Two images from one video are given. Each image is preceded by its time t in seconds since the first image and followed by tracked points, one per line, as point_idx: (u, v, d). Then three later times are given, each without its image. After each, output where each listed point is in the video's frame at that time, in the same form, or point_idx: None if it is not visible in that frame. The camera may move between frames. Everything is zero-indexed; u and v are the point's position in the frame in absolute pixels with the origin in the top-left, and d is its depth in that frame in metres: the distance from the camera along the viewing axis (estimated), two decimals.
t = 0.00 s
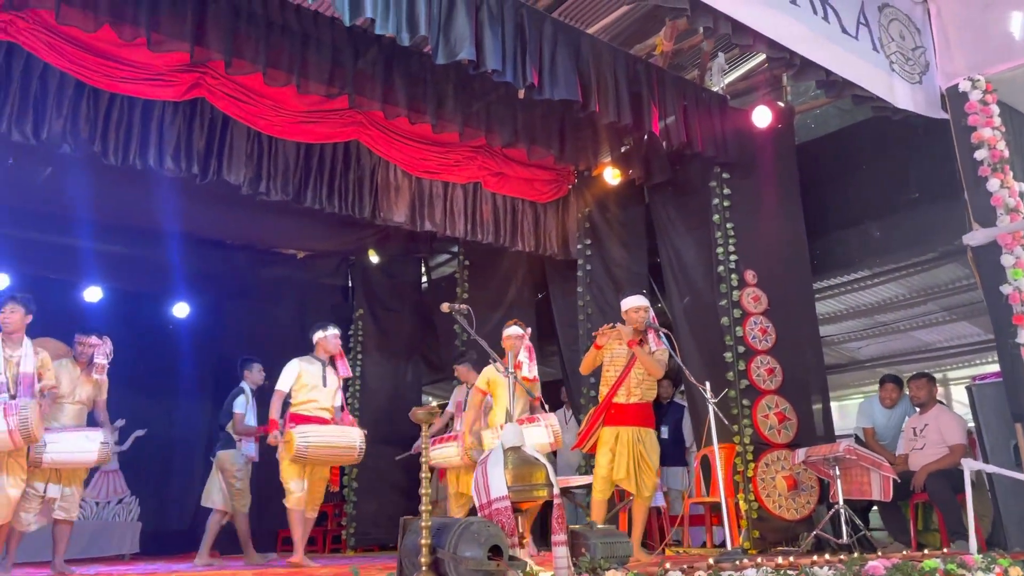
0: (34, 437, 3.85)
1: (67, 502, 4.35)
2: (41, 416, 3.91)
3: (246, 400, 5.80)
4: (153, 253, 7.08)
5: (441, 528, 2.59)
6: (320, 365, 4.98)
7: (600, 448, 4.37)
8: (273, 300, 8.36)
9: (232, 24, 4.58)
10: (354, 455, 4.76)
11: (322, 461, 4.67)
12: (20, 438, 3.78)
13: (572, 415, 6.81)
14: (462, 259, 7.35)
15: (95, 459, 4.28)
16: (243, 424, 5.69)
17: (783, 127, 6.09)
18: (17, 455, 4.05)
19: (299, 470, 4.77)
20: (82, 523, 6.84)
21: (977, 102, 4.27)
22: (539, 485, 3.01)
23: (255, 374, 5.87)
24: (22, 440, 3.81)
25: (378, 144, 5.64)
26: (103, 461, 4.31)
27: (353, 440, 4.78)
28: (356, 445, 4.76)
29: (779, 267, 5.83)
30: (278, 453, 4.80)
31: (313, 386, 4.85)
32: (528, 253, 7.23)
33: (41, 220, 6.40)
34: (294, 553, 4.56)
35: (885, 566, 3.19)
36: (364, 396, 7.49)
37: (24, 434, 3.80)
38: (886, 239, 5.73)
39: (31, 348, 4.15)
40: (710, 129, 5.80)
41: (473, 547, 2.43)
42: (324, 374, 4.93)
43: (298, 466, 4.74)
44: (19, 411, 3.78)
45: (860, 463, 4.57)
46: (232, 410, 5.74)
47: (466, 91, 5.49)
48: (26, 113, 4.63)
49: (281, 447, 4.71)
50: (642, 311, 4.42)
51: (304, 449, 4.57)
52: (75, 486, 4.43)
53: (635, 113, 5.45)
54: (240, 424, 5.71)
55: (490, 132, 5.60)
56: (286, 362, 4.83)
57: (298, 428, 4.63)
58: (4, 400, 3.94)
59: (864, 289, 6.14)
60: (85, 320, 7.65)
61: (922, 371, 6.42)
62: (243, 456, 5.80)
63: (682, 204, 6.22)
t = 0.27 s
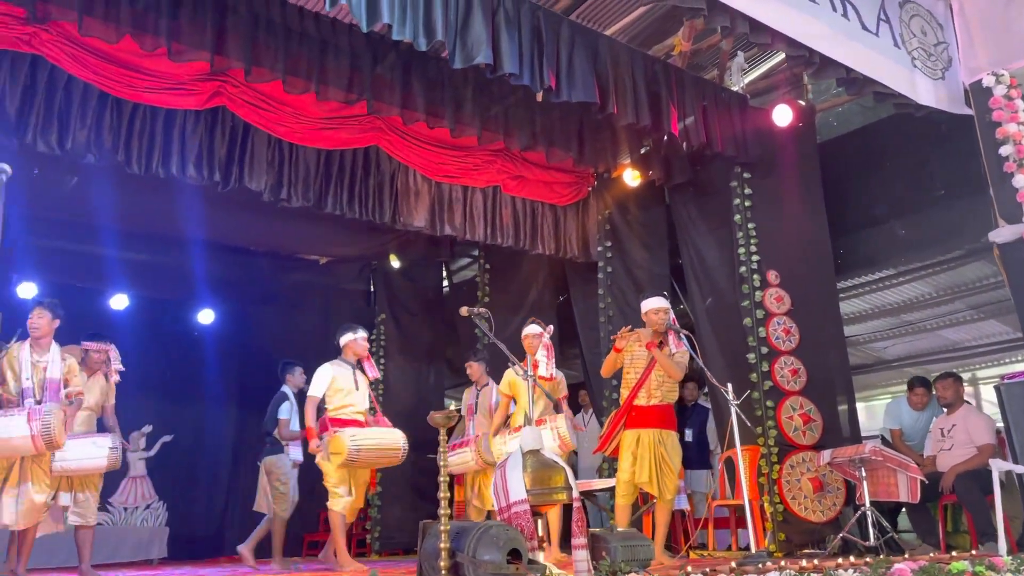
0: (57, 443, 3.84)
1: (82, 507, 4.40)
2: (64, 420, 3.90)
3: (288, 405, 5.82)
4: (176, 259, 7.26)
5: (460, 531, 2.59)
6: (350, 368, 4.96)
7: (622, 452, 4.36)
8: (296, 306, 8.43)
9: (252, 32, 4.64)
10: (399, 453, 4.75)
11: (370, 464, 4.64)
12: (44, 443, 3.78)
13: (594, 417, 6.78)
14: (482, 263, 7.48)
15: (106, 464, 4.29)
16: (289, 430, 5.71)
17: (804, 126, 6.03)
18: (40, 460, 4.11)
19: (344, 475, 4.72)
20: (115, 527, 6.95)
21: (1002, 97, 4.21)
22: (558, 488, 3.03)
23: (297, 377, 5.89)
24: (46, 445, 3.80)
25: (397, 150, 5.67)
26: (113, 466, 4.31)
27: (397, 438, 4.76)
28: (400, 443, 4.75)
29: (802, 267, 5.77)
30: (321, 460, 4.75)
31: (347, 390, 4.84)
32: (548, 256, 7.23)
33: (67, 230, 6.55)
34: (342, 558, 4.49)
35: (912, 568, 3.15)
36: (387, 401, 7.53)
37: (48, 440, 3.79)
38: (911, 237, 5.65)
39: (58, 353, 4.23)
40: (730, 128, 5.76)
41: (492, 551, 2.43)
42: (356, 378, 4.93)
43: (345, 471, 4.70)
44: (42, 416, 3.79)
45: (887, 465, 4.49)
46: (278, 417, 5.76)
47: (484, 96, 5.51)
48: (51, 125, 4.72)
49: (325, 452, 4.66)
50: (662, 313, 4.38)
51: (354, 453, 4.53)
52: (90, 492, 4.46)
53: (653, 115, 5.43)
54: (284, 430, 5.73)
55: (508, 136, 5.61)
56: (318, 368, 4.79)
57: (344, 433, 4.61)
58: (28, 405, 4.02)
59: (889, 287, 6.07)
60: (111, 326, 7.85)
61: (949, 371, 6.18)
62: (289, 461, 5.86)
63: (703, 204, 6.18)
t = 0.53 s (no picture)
0: (92, 451, 3.93)
1: (111, 512, 4.42)
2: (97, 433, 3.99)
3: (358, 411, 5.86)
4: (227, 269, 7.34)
5: (503, 533, 2.60)
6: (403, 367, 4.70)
7: (665, 453, 4.30)
8: (340, 313, 8.55)
9: (292, 44, 4.75)
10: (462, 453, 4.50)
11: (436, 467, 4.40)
12: (79, 451, 3.86)
13: (637, 420, 6.71)
14: (522, 266, 7.55)
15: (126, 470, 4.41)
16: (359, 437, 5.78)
17: (848, 122, 5.90)
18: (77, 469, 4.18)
19: (406, 479, 4.52)
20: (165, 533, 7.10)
21: None
22: (600, 492, 3.17)
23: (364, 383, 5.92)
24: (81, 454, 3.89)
25: (436, 156, 5.72)
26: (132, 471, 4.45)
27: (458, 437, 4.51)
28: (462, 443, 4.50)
29: (849, 264, 5.65)
30: (383, 463, 4.49)
31: (405, 390, 4.55)
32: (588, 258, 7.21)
33: (121, 241, 6.75)
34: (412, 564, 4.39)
35: (967, 570, 3.10)
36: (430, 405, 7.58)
37: (83, 449, 3.88)
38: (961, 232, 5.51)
39: (92, 363, 4.33)
40: (771, 126, 5.68)
41: (535, 553, 2.44)
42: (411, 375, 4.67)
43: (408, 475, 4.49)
44: (79, 424, 3.90)
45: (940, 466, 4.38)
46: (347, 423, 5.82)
47: (521, 100, 5.53)
48: (101, 140, 4.91)
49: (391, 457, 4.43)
50: (704, 313, 4.37)
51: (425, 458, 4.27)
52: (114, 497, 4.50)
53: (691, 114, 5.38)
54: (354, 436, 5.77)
55: (546, 139, 5.61)
56: (373, 368, 4.50)
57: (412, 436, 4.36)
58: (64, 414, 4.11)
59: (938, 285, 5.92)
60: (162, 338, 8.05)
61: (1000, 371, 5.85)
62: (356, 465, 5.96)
63: (745, 204, 6.11)
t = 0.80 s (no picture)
0: (110, 453, 4.03)
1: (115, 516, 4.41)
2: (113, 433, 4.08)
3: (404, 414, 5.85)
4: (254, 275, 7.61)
5: (531, 535, 2.60)
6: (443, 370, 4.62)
7: (693, 454, 4.27)
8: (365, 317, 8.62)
9: (315, 51, 4.80)
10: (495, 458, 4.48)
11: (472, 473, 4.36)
12: (97, 454, 3.95)
13: (664, 421, 6.68)
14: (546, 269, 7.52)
15: (133, 470, 4.44)
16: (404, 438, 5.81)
17: (874, 118, 5.83)
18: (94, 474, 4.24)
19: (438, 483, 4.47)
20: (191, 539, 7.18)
21: None
22: (629, 494, 3.09)
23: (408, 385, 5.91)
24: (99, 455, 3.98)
25: (459, 160, 5.74)
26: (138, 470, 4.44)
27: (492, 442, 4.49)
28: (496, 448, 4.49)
29: (878, 262, 5.58)
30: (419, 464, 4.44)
31: (446, 393, 4.48)
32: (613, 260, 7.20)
33: (153, 250, 7.02)
34: (464, 565, 4.36)
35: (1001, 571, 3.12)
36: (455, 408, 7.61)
37: (101, 451, 3.97)
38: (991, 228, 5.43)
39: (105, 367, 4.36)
40: (795, 124, 5.63)
41: (563, 556, 2.44)
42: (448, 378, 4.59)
43: (442, 480, 4.43)
44: (95, 428, 3.98)
45: (973, 465, 4.32)
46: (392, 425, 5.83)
47: (543, 102, 5.54)
48: (130, 150, 4.99)
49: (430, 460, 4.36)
50: (730, 314, 4.31)
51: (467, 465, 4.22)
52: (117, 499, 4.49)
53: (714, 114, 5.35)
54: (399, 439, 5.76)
55: (569, 142, 5.60)
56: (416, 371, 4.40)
57: (454, 441, 4.31)
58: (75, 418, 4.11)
59: (970, 282, 5.86)
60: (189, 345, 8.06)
61: None
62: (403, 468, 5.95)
63: (770, 202, 6.06)
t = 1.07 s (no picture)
0: (131, 452, 4.15)
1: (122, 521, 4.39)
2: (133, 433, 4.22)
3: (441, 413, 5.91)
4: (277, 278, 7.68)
5: (555, 536, 2.64)
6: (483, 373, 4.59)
7: (714, 453, 4.30)
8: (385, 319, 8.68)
9: (334, 56, 4.86)
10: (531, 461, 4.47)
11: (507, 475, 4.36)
12: (119, 454, 4.08)
13: (684, 420, 6.68)
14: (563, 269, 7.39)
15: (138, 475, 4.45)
16: (443, 437, 5.85)
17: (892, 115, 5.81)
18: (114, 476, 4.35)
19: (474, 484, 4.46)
20: (214, 542, 7.42)
21: None
22: (651, 494, 2.98)
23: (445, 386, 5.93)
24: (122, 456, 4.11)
25: (477, 162, 5.78)
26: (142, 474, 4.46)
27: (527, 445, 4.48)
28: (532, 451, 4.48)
29: (898, 259, 5.55)
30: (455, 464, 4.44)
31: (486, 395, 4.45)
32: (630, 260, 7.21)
33: (177, 255, 7.09)
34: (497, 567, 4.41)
35: None
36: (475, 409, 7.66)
37: (123, 451, 4.10)
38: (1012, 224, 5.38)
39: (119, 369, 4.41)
40: (813, 122, 5.61)
41: (586, 556, 2.46)
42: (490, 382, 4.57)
43: (477, 481, 4.43)
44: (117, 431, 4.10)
45: (996, 463, 4.30)
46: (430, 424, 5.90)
47: (559, 103, 5.56)
48: (153, 157, 5.07)
49: (465, 461, 4.36)
50: (751, 313, 4.32)
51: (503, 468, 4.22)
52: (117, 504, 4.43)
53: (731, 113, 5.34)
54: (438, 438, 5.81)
55: (586, 143, 5.62)
56: (456, 373, 4.40)
57: (490, 444, 4.28)
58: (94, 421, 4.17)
59: (990, 279, 5.83)
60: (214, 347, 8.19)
61: None
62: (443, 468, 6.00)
63: (788, 200, 6.05)
